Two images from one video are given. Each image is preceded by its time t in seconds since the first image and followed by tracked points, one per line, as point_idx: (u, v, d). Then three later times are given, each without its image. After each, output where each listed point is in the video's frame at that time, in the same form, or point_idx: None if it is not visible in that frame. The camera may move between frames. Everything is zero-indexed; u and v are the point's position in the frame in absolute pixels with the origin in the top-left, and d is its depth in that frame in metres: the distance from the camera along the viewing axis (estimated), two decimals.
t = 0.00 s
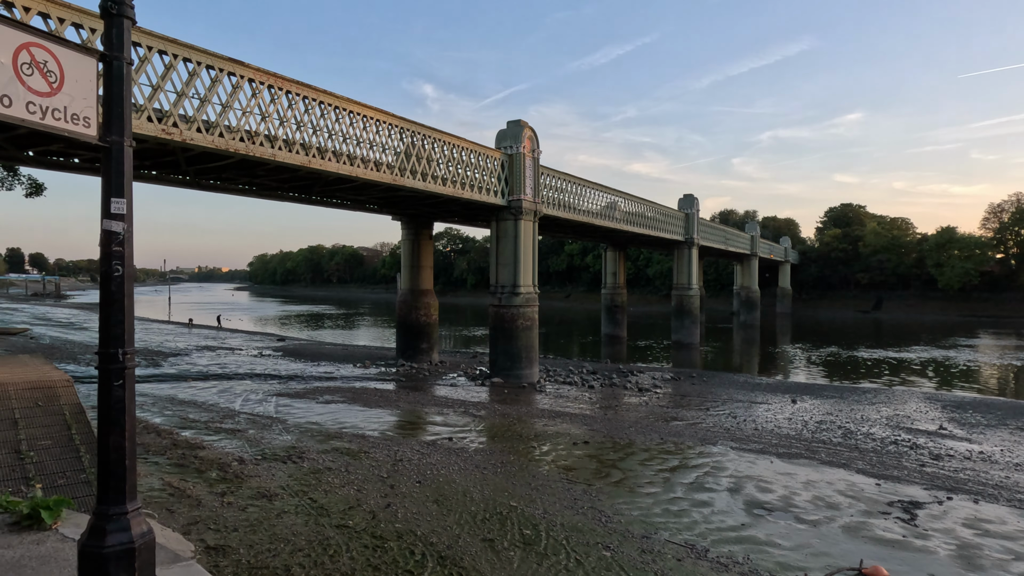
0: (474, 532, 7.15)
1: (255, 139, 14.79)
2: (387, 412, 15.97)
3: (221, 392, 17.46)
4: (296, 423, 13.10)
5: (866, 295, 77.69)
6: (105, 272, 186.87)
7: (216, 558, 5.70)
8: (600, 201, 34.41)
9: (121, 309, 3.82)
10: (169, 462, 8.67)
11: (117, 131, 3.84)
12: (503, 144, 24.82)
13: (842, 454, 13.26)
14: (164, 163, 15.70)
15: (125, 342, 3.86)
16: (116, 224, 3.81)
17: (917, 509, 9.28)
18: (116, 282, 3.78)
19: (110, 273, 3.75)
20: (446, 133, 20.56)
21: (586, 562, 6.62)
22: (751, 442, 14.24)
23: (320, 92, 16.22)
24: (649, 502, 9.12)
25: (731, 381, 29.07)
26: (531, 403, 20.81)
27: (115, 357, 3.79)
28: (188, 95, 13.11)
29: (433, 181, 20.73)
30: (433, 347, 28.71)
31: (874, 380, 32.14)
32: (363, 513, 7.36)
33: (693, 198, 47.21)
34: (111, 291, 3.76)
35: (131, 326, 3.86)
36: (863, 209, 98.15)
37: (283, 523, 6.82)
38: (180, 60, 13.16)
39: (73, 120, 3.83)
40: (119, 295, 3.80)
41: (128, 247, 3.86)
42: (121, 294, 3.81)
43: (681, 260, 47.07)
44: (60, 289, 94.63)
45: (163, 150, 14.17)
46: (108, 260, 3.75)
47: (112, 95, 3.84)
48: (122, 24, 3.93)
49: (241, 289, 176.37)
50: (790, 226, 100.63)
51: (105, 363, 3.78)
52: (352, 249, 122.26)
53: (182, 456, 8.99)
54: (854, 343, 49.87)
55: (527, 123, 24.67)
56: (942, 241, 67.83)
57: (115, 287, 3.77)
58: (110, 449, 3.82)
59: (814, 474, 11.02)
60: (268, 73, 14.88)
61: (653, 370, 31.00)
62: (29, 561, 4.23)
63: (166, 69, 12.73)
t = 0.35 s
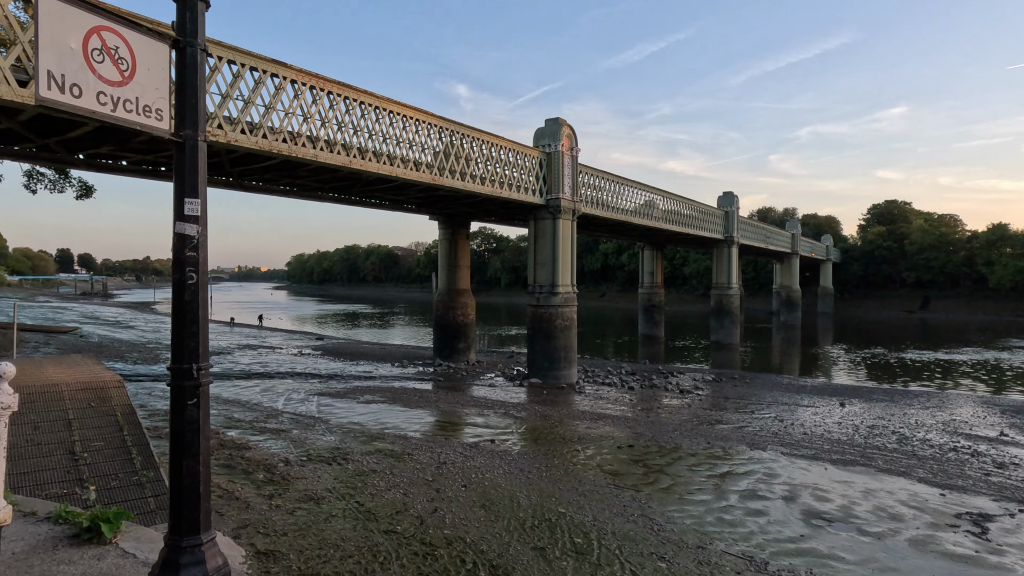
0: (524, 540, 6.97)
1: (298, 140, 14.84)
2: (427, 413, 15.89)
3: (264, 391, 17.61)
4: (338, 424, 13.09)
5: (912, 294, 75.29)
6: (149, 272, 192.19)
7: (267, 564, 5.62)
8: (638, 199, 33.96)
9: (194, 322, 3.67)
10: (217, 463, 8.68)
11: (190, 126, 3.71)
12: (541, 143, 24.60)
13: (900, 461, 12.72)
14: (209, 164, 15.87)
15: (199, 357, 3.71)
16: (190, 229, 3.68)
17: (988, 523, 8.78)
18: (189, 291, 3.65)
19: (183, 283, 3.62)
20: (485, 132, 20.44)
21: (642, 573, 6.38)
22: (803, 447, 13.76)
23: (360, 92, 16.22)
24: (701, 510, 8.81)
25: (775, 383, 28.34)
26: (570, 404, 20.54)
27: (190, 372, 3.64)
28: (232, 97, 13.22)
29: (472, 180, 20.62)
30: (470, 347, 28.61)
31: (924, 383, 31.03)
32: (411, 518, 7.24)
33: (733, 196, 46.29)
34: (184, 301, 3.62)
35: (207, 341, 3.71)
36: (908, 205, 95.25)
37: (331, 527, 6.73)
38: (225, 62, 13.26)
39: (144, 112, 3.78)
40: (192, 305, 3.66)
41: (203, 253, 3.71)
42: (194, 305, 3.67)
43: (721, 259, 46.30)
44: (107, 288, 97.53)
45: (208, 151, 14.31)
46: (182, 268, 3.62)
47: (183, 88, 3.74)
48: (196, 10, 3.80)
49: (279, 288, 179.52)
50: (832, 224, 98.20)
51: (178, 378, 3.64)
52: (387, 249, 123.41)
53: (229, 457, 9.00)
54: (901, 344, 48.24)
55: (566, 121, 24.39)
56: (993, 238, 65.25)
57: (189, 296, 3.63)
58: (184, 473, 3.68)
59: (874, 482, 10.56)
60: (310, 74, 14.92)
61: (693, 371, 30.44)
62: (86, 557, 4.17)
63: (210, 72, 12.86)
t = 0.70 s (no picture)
0: (577, 548, 6.74)
1: (341, 139, 14.82)
2: (469, 412, 15.77)
3: (307, 389, 17.73)
4: (382, 423, 13.05)
5: (964, 293, 72.39)
6: (194, 272, 197.41)
7: (318, 569, 5.48)
8: (679, 196, 33.37)
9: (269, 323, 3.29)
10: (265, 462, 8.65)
11: (269, 98, 3.36)
12: (581, 140, 24.24)
13: (967, 469, 12.09)
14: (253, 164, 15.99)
15: (277, 363, 3.33)
16: (266, 215, 3.30)
17: None
18: (265, 286, 3.26)
19: (259, 279, 3.24)
20: (526, 129, 20.19)
21: None
22: (860, 453, 13.19)
23: (401, 90, 16.14)
24: (759, 518, 8.42)
25: (823, 384, 27.52)
26: (612, 405, 20.19)
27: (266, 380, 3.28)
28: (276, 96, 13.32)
29: (512, 178, 20.41)
30: (510, 346, 28.42)
31: (981, 386, 29.77)
32: (460, 522, 7.06)
33: (777, 193, 45.18)
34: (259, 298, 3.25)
35: (285, 345, 3.33)
36: (960, 202, 91.94)
37: (381, 531, 6.58)
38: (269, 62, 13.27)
39: (217, 79, 3.38)
40: (268, 303, 3.28)
41: (281, 244, 3.33)
42: (270, 302, 3.29)
43: (764, 257, 45.39)
44: (154, 287, 100.43)
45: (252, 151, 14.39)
46: (258, 258, 3.25)
47: (261, 48, 3.37)
48: None
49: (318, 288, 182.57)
50: (878, 221, 95.35)
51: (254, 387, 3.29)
52: (424, 249, 124.36)
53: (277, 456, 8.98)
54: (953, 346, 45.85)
55: (607, 117, 23.98)
56: None
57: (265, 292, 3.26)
58: (261, 495, 3.36)
59: (942, 492, 10.01)
60: (352, 73, 14.90)
61: (736, 372, 29.75)
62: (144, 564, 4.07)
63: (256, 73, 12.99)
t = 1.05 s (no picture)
0: (635, 559, 6.47)
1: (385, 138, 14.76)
2: (512, 414, 15.58)
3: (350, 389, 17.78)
4: (426, 424, 12.96)
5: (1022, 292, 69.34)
6: (237, 272, 202.17)
7: None
8: (722, 194, 32.63)
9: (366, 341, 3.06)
10: (313, 463, 8.60)
11: (369, 74, 3.19)
12: (624, 137, 23.82)
13: None
14: (298, 165, 16.08)
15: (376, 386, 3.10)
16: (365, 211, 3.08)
17: None
18: (364, 296, 3.04)
19: (358, 288, 3.02)
20: (568, 126, 19.88)
21: None
22: (924, 460, 12.56)
23: (444, 89, 16.02)
24: (823, 530, 8.02)
25: (875, 387, 26.56)
26: (656, 407, 19.77)
27: (366, 405, 3.05)
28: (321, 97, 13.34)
29: (554, 176, 20.14)
30: (550, 346, 28.13)
31: None
32: (512, 529, 6.86)
33: (824, 189, 43.90)
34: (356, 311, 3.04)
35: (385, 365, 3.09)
36: (1017, 197, 88.16)
37: (432, 537, 6.43)
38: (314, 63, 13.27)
39: (309, 49, 3.09)
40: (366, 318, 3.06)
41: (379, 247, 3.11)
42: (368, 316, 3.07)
43: (810, 255, 44.17)
44: (200, 286, 103.02)
45: (297, 152, 14.45)
46: (357, 262, 3.03)
47: (360, 21, 3.19)
48: None
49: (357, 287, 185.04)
50: (929, 217, 92.08)
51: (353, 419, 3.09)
52: (461, 248, 124.87)
53: (325, 458, 8.92)
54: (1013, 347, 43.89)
55: (650, 113, 23.51)
56: None
57: (364, 302, 3.04)
58: (359, 540, 3.12)
59: (1018, 504, 9.43)
60: (396, 72, 14.83)
61: (784, 374, 28.94)
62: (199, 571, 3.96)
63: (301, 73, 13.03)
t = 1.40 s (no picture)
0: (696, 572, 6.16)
1: (428, 137, 14.66)
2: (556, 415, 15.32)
3: (393, 388, 17.77)
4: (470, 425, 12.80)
5: None
6: (279, 271, 206.20)
7: None
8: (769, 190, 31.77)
9: (495, 360, 2.91)
10: (360, 465, 8.49)
11: (498, 22, 3.02)
12: (668, 132, 23.32)
13: None
14: (342, 164, 16.11)
15: (507, 416, 2.95)
16: (493, 192, 2.92)
17: None
18: (493, 304, 2.91)
19: (488, 292, 2.89)
20: (612, 123, 19.53)
21: None
22: (996, 470, 11.86)
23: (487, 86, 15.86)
24: (894, 544, 7.56)
25: (932, 390, 25.47)
26: (702, 409, 19.27)
27: (497, 434, 2.90)
28: (365, 96, 13.27)
29: (597, 173, 19.80)
30: (591, 346, 27.75)
31: None
32: (566, 538, 6.62)
33: (874, 184, 42.46)
34: (483, 322, 2.91)
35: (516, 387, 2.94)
36: None
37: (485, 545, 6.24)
38: (359, 61, 13.21)
39: None
40: (495, 330, 2.92)
41: (510, 238, 2.95)
42: (497, 328, 2.93)
43: (860, 253, 42.78)
44: (244, 285, 105.27)
45: (342, 151, 14.46)
46: (485, 263, 2.89)
47: None
48: None
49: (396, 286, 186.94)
50: (984, 214, 88.41)
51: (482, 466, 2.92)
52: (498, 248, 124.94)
53: (372, 459, 8.81)
54: None
55: (694, 108, 22.96)
56: None
57: (493, 310, 2.91)
58: None
59: None
60: (439, 70, 14.73)
61: (834, 376, 27.99)
62: None
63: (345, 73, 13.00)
